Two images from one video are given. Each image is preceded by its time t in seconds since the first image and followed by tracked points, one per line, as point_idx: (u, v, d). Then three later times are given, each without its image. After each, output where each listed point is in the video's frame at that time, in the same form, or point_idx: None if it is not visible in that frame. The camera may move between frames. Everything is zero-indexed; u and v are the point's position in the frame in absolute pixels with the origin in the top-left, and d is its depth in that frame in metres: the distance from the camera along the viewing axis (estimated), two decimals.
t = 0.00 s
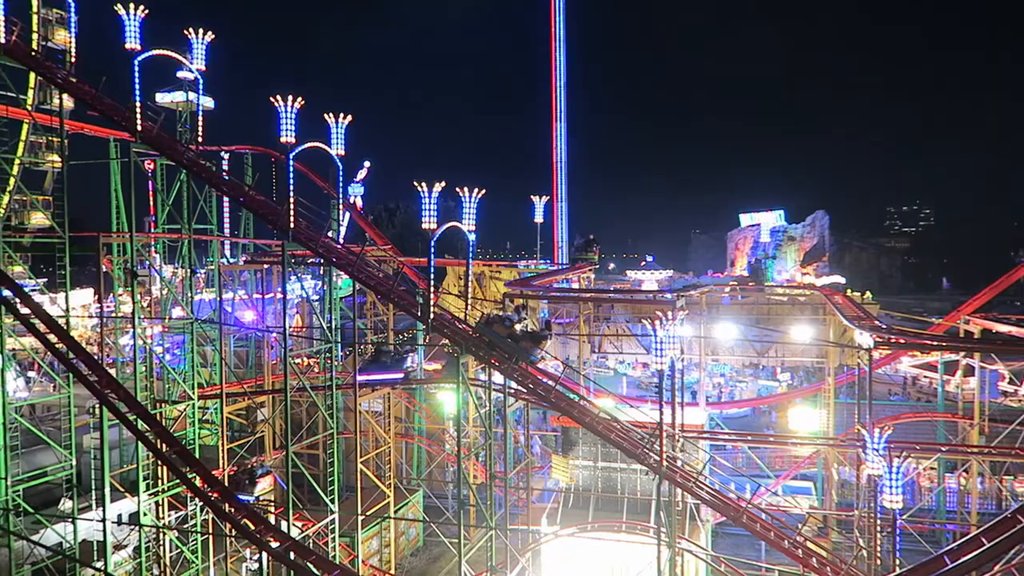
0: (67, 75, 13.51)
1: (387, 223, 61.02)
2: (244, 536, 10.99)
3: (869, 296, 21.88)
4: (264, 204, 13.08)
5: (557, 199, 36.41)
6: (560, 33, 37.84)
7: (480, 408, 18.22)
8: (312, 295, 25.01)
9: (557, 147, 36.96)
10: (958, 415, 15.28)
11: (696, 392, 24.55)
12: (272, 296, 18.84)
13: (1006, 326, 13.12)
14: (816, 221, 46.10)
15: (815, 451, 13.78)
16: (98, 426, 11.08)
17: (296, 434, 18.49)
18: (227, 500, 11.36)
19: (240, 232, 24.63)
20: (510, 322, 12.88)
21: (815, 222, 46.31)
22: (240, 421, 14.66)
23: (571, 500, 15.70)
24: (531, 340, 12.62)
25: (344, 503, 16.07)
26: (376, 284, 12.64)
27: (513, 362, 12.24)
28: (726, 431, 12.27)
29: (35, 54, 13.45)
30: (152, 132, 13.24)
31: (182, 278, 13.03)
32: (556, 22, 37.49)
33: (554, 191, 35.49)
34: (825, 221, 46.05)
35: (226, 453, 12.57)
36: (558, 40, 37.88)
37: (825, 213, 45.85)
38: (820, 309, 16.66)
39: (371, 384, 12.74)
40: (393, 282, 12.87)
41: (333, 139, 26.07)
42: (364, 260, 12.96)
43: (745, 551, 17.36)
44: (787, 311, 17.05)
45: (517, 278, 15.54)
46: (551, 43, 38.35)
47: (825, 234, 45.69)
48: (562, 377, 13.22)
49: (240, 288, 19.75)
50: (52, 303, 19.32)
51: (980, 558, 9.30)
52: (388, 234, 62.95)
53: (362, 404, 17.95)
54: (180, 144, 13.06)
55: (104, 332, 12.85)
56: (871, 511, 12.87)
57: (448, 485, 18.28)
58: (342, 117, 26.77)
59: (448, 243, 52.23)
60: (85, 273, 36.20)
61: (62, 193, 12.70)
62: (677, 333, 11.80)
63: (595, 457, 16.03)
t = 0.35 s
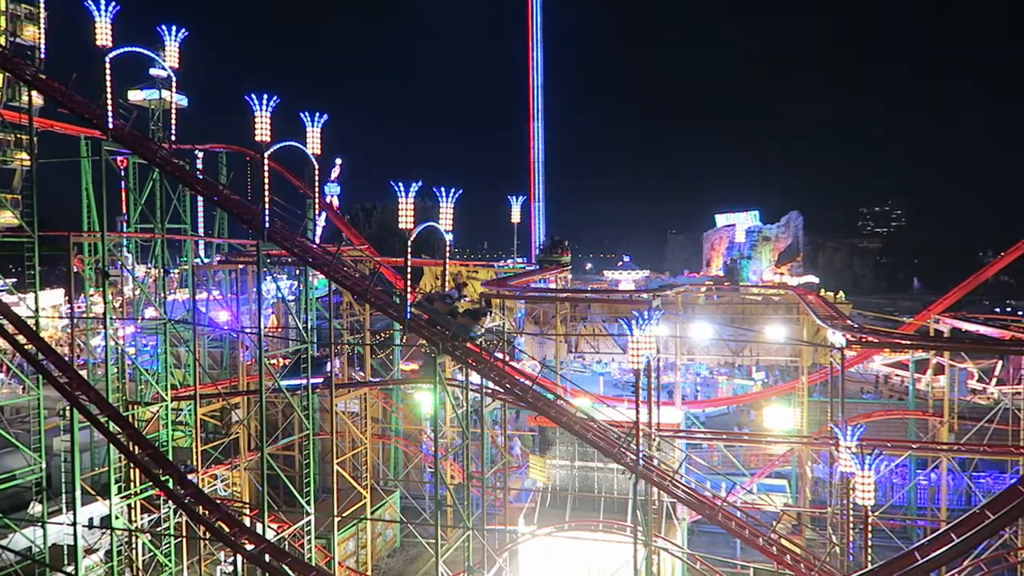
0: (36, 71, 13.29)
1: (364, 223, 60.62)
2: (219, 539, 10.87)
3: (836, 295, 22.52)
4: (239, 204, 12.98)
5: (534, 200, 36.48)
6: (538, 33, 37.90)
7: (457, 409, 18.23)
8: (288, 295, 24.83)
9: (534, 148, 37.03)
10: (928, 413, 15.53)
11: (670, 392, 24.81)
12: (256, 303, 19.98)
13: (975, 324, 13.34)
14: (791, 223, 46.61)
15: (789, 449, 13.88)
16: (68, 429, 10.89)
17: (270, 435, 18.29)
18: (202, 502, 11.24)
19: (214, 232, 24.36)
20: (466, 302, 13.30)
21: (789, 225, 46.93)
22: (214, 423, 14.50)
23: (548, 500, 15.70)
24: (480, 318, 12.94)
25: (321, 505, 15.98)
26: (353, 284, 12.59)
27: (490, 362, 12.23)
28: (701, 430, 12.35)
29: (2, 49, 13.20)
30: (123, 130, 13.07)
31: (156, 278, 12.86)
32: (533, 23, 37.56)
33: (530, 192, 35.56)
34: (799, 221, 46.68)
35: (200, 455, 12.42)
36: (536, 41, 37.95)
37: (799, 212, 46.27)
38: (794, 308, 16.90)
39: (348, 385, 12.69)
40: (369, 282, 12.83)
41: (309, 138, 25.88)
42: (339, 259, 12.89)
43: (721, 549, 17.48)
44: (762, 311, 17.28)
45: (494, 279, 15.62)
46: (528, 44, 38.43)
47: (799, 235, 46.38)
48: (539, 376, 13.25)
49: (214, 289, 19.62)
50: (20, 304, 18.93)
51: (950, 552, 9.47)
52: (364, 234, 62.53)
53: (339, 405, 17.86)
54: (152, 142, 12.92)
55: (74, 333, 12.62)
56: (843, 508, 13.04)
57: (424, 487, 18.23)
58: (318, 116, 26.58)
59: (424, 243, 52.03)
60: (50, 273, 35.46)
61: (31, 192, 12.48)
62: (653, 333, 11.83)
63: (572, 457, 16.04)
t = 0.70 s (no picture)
0: (6, 68, 13.08)
1: (343, 223, 60.18)
2: (194, 542, 10.76)
3: (813, 295, 22.80)
4: (215, 203, 12.89)
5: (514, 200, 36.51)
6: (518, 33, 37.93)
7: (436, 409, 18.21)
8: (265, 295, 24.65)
9: (513, 148, 37.07)
10: (902, 412, 15.73)
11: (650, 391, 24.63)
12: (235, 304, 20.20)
13: (946, 324, 13.55)
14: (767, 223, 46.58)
15: (766, 448, 13.97)
16: (40, 431, 10.73)
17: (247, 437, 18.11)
18: (177, 504, 11.11)
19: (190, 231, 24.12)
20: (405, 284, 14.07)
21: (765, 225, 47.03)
22: (190, 425, 14.38)
23: (527, 500, 15.71)
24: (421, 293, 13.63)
25: (298, 506, 15.89)
26: (330, 285, 12.54)
27: (469, 362, 12.23)
28: (679, 429, 12.41)
29: None
30: (97, 128, 12.92)
31: (131, 277, 12.77)
32: (514, 23, 37.57)
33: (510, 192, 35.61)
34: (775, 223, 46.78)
35: (175, 457, 12.27)
36: (516, 41, 37.96)
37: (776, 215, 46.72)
38: (770, 309, 17.14)
39: (326, 385, 12.62)
40: (347, 282, 12.79)
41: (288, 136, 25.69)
42: (316, 260, 12.84)
43: (699, 548, 17.58)
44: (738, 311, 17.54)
45: (473, 279, 15.71)
46: (509, 44, 38.44)
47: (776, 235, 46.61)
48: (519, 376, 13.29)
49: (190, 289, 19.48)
50: None
51: (922, 549, 9.60)
52: (343, 233, 62.12)
53: (316, 405, 17.75)
54: (127, 140, 12.78)
55: (45, 333, 12.42)
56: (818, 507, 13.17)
57: (403, 488, 18.17)
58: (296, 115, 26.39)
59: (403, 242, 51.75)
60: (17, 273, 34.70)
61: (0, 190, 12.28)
62: (631, 334, 11.87)
63: (551, 457, 16.04)
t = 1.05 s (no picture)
0: None
1: (321, 223, 59.76)
2: (170, 546, 10.65)
3: (791, 295, 23.04)
4: (192, 204, 12.82)
5: (495, 200, 36.52)
6: (497, 34, 37.94)
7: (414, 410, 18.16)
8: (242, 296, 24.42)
9: (493, 148, 37.09)
10: (877, 411, 15.92)
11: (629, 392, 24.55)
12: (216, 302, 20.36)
13: (920, 324, 13.75)
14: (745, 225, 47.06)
15: (744, 447, 14.05)
16: (12, 435, 10.56)
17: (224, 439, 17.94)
18: (153, 507, 10.97)
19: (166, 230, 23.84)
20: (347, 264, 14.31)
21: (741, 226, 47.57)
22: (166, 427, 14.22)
23: (506, 501, 15.66)
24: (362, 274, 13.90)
25: (277, 508, 15.77)
26: (310, 286, 12.49)
27: (449, 363, 12.23)
28: (658, 429, 12.47)
29: None
30: (71, 126, 12.76)
31: (105, 278, 12.63)
32: (494, 23, 37.57)
33: (490, 193, 35.64)
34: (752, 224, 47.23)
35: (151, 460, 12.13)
36: (496, 42, 37.95)
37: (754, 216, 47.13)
38: (748, 308, 17.35)
39: (304, 386, 12.54)
40: (326, 283, 12.73)
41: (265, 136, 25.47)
42: (294, 260, 12.77)
43: (677, 546, 17.65)
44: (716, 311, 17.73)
45: (453, 280, 15.70)
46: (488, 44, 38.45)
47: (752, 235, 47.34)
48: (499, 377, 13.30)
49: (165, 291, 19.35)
50: None
51: (894, 546, 9.72)
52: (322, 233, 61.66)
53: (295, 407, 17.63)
54: (101, 139, 12.64)
55: (17, 336, 12.22)
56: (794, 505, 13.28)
57: (382, 489, 18.09)
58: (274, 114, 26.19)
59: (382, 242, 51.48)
60: None
61: None
62: (610, 334, 11.91)
63: (531, 457, 16.04)
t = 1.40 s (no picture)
0: None
1: (301, 222, 59.25)
2: (148, 549, 10.54)
3: (771, 295, 23.24)
4: (168, 203, 12.70)
5: (476, 200, 36.50)
6: (478, 34, 37.96)
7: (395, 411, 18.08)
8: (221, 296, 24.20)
9: (475, 148, 37.07)
10: (855, 409, 16.09)
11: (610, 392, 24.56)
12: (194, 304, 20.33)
13: (896, 323, 13.91)
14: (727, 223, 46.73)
15: (724, 446, 14.12)
16: None
17: (203, 441, 17.78)
18: (130, 510, 10.84)
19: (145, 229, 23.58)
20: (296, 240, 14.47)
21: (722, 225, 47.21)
22: (143, 429, 14.06)
23: (487, 501, 15.65)
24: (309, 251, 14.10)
25: (256, 510, 15.65)
26: (289, 286, 12.42)
27: (429, 363, 12.20)
28: (639, 429, 12.51)
29: None
30: (46, 124, 12.60)
31: (81, 279, 12.46)
32: (475, 23, 37.57)
33: (472, 193, 35.65)
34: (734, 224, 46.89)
35: (128, 462, 11.98)
36: (477, 42, 37.95)
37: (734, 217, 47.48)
38: (728, 308, 17.53)
39: (283, 387, 12.45)
40: (305, 283, 12.67)
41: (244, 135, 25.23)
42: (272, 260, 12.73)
43: (657, 545, 17.71)
44: (696, 310, 17.90)
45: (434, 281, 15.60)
46: (469, 44, 38.46)
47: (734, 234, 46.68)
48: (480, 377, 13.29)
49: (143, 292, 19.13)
50: None
51: (872, 542, 9.82)
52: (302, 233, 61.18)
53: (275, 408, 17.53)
54: (77, 137, 12.49)
55: None
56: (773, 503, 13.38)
57: (363, 490, 18.03)
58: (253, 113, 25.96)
59: (362, 242, 51.21)
60: None
61: None
62: (591, 334, 11.90)
63: (512, 457, 15.96)
